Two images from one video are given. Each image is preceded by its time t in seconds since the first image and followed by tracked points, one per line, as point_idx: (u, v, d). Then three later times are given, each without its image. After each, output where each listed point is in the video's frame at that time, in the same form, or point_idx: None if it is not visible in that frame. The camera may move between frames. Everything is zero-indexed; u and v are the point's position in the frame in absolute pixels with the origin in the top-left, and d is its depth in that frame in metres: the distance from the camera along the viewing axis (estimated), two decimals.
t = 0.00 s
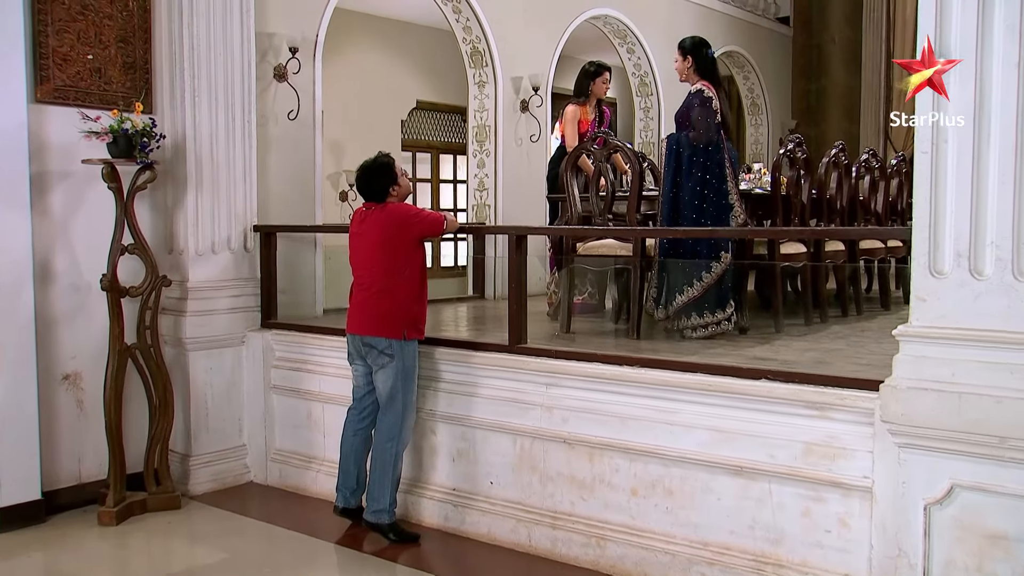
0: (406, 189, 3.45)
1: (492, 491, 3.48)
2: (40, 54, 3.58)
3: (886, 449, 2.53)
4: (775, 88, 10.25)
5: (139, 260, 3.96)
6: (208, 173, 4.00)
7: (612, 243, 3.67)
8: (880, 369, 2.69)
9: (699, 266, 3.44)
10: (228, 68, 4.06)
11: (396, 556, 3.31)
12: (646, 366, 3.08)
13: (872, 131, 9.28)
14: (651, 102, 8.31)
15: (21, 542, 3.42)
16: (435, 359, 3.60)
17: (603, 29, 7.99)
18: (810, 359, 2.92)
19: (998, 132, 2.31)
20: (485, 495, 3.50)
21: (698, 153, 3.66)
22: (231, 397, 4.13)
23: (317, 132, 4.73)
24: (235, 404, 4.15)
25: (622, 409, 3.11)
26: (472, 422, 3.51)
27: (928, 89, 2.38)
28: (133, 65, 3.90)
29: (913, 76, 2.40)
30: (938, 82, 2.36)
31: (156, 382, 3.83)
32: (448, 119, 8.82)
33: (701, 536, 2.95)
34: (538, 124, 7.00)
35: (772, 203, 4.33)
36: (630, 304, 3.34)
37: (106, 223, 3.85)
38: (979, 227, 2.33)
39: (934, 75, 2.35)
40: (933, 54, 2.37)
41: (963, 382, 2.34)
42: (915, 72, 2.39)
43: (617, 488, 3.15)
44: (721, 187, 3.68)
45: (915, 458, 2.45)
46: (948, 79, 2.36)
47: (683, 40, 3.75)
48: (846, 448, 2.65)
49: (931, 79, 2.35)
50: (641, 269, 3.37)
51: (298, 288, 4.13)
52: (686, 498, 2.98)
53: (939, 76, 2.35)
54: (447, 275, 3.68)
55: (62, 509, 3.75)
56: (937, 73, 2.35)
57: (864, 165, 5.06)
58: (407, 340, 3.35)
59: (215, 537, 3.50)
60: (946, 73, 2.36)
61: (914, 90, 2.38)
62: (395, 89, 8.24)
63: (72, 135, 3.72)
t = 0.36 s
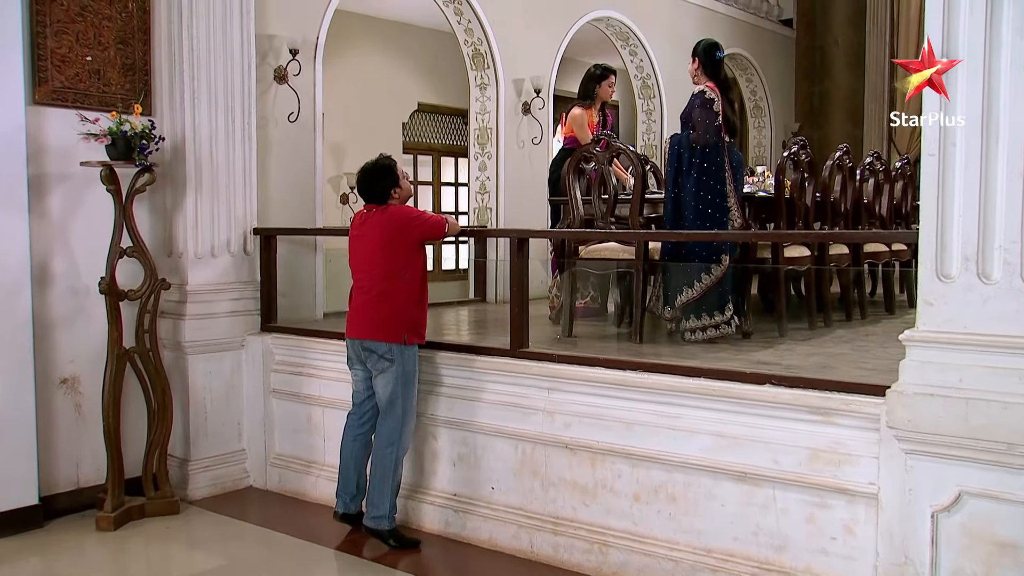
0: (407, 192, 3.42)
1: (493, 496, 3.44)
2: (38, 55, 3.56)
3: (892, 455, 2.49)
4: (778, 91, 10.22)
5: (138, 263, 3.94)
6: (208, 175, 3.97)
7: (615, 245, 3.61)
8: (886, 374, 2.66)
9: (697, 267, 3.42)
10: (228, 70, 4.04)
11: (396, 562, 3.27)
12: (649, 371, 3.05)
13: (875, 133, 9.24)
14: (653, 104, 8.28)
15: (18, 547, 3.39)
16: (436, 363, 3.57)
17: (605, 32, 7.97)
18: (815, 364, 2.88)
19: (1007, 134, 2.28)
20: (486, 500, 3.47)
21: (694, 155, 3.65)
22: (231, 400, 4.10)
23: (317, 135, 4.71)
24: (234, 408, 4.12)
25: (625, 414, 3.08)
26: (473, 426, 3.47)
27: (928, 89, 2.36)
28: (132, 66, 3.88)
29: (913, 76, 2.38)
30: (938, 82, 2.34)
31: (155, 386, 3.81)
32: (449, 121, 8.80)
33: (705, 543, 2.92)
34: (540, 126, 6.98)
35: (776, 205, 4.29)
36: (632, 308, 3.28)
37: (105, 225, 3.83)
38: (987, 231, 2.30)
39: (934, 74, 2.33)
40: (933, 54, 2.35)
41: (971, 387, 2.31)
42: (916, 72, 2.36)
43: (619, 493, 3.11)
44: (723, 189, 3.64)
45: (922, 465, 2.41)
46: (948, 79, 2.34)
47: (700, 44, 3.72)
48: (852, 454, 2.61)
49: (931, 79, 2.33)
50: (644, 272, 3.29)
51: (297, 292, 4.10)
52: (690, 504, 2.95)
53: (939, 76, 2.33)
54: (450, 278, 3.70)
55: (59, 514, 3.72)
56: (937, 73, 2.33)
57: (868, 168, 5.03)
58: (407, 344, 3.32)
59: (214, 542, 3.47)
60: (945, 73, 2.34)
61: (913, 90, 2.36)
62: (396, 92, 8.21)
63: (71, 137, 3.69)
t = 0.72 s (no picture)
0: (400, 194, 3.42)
1: (493, 502, 3.41)
2: (35, 58, 3.54)
3: (897, 462, 2.46)
4: (779, 94, 10.20)
5: (135, 267, 3.91)
6: (208, 178, 3.96)
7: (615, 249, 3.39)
8: (890, 379, 2.63)
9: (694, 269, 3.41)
10: (226, 72, 4.01)
11: (395, 569, 3.24)
12: (650, 376, 3.02)
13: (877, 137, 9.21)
14: (654, 107, 8.26)
15: (14, 554, 3.35)
16: (436, 368, 3.53)
17: (606, 34, 7.95)
18: (818, 369, 2.85)
19: (1012, 136, 2.25)
20: (486, 506, 3.43)
21: (694, 155, 3.62)
22: (228, 405, 4.07)
23: (315, 138, 4.68)
24: (232, 414, 4.08)
25: (626, 420, 3.04)
26: (474, 432, 3.44)
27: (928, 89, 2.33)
28: (129, 69, 3.87)
29: (912, 76, 2.34)
30: (938, 82, 2.31)
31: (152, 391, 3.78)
32: (449, 125, 8.79)
33: (707, 550, 2.89)
34: (541, 129, 6.95)
35: (777, 209, 4.26)
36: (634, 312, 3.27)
37: (102, 229, 3.80)
38: (993, 235, 2.27)
39: (934, 75, 2.30)
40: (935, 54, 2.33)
41: (977, 394, 2.28)
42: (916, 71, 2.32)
43: (621, 500, 3.08)
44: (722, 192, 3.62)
45: (927, 472, 2.38)
46: (948, 79, 2.32)
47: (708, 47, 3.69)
48: (856, 461, 2.58)
49: (932, 78, 2.30)
50: (645, 276, 3.27)
51: (296, 295, 4.12)
52: (692, 511, 2.92)
53: (939, 77, 2.31)
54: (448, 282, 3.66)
55: (55, 521, 3.69)
56: (937, 73, 2.30)
57: (870, 171, 5.00)
58: (407, 349, 3.29)
59: (211, 549, 3.44)
60: (945, 73, 2.31)
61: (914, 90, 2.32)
62: (396, 96, 8.19)
63: (67, 140, 3.67)
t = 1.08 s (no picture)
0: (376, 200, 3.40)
1: (493, 507, 3.37)
2: (30, 59, 3.51)
3: (903, 468, 2.43)
4: (780, 96, 10.18)
5: (131, 269, 3.88)
6: (208, 182, 3.94)
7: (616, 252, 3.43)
8: (894, 383, 2.59)
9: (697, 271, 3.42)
10: (224, 74, 3.98)
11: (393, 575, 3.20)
12: (652, 380, 2.98)
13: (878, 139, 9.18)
14: (655, 109, 8.22)
15: (8, 560, 3.32)
16: (435, 371, 3.50)
17: (606, 35, 7.92)
18: (821, 373, 2.82)
19: (1020, 137, 2.22)
20: (486, 511, 3.40)
21: (698, 156, 3.59)
22: (226, 409, 4.04)
23: (314, 140, 4.65)
24: (230, 417, 4.05)
25: (627, 424, 3.01)
26: (475, 437, 3.39)
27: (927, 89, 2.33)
28: (126, 70, 3.84)
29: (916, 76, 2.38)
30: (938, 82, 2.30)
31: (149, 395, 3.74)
32: (449, 126, 8.78)
33: (709, 556, 2.85)
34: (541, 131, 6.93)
35: (780, 211, 4.23)
36: (635, 315, 3.22)
37: (99, 230, 3.77)
38: (1000, 237, 2.24)
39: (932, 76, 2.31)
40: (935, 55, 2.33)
41: (984, 399, 2.25)
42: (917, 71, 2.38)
43: (622, 505, 3.04)
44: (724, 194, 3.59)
45: (933, 478, 2.35)
46: (948, 80, 2.30)
47: (709, 47, 3.66)
48: (860, 466, 2.54)
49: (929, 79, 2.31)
50: (646, 279, 3.21)
51: (295, 298, 4.06)
52: (694, 516, 2.88)
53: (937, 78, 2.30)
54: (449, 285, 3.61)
55: (51, 526, 3.65)
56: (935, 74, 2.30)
57: (873, 174, 4.97)
58: (403, 356, 3.26)
59: (208, 554, 3.40)
60: (945, 74, 2.30)
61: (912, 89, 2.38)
62: (396, 97, 8.17)
63: (63, 142, 3.64)
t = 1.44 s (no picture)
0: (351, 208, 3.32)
1: (495, 511, 3.34)
2: (28, 57, 3.48)
3: (912, 472, 2.39)
4: (784, 94, 10.14)
5: (131, 270, 3.85)
6: (206, 182, 3.90)
7: (620, 253, 3.44)
8: (903, 386, 2.54)
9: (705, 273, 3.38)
10: (224, 73, 3.95)
11: None
12: (656, 382, 2.94)
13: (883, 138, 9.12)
14: (658, 108, 8.18)
15: (6, 563, 3.29)
16: (438, 373, 3.46)
17: (609, 34, 7.88)
18: (828, 375, 2.78)
19: None
20: (487, 515, 3.36)
21: (704, 156, 3.56)
22: (227, 411, 4.01)
23: (315, 139, 4.62)
24: (229, 419, 4.02)
25: (631, 427, 2.97)
26: (478, 440, 3.35)
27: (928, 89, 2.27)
28: (125, 69, 3.80)
29: (913, 76, 2.30)
30: (939, 82, 2.27)
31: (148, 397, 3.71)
32: (451, 126, 8.75)
33: (714, 560, 2.81)
34: (544, 130, 6.89)
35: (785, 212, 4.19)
36: (639, 317, 3.19)
37: (97, 230, 3.73)
38: (1011, 237, 2.20)
39: (934, 75, 2.26)
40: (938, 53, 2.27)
41: (994, 402, 2.21)
42: (916, 71, 2.28)
43: (625, 509, 3.01)
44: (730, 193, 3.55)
45: (943, 483, 2.31)
46: (949, 79, 2.27)
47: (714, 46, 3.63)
48: (867, 470, 2.51)
49: (931, 79, 2.26)
50: (649, 280, 3.16)
51: (294, 297, 3.99)
52: (699, 520, 2.84)
53: (939, 77, 2.26)
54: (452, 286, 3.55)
55: (49, 529, 3.62)
56: (937, 74, 2.26)
57: (879, 173, 4.93)
58: (385, 365, 3.21)
59: (206, 558, 3.37)
60: (946, 74, 2.26)
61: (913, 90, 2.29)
62: (397, 97, 8.14)
63: (62, 141, 3.61)
